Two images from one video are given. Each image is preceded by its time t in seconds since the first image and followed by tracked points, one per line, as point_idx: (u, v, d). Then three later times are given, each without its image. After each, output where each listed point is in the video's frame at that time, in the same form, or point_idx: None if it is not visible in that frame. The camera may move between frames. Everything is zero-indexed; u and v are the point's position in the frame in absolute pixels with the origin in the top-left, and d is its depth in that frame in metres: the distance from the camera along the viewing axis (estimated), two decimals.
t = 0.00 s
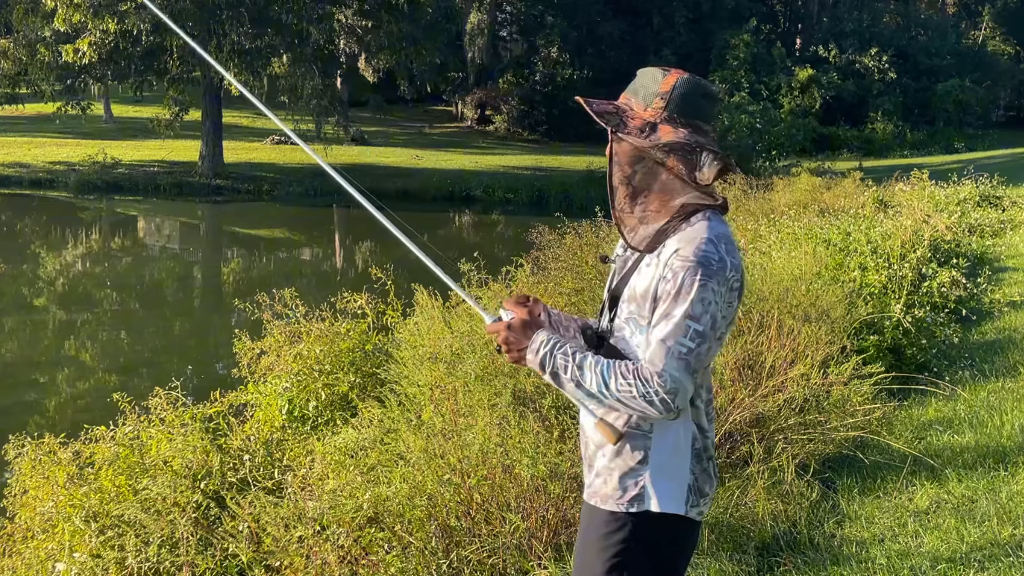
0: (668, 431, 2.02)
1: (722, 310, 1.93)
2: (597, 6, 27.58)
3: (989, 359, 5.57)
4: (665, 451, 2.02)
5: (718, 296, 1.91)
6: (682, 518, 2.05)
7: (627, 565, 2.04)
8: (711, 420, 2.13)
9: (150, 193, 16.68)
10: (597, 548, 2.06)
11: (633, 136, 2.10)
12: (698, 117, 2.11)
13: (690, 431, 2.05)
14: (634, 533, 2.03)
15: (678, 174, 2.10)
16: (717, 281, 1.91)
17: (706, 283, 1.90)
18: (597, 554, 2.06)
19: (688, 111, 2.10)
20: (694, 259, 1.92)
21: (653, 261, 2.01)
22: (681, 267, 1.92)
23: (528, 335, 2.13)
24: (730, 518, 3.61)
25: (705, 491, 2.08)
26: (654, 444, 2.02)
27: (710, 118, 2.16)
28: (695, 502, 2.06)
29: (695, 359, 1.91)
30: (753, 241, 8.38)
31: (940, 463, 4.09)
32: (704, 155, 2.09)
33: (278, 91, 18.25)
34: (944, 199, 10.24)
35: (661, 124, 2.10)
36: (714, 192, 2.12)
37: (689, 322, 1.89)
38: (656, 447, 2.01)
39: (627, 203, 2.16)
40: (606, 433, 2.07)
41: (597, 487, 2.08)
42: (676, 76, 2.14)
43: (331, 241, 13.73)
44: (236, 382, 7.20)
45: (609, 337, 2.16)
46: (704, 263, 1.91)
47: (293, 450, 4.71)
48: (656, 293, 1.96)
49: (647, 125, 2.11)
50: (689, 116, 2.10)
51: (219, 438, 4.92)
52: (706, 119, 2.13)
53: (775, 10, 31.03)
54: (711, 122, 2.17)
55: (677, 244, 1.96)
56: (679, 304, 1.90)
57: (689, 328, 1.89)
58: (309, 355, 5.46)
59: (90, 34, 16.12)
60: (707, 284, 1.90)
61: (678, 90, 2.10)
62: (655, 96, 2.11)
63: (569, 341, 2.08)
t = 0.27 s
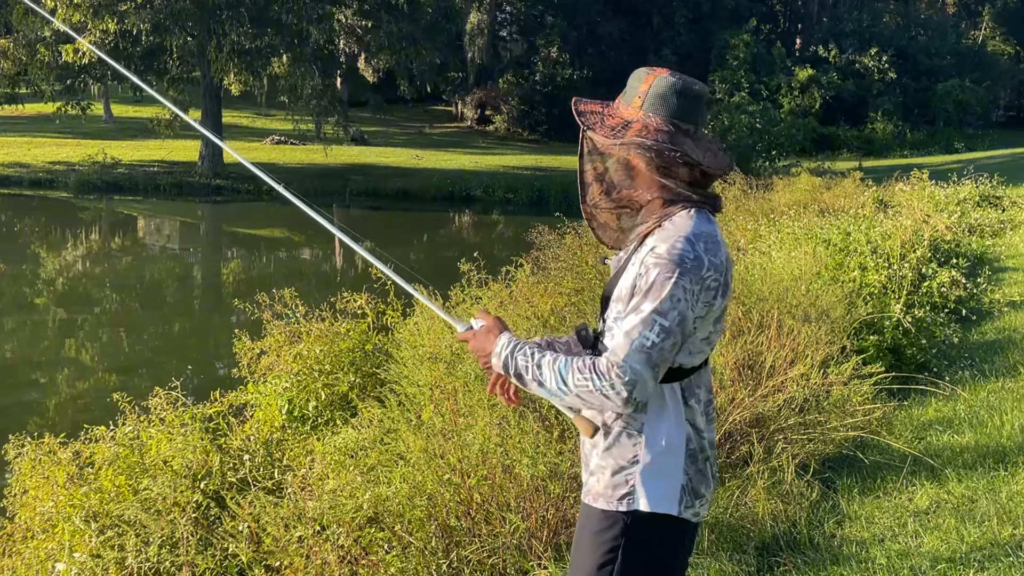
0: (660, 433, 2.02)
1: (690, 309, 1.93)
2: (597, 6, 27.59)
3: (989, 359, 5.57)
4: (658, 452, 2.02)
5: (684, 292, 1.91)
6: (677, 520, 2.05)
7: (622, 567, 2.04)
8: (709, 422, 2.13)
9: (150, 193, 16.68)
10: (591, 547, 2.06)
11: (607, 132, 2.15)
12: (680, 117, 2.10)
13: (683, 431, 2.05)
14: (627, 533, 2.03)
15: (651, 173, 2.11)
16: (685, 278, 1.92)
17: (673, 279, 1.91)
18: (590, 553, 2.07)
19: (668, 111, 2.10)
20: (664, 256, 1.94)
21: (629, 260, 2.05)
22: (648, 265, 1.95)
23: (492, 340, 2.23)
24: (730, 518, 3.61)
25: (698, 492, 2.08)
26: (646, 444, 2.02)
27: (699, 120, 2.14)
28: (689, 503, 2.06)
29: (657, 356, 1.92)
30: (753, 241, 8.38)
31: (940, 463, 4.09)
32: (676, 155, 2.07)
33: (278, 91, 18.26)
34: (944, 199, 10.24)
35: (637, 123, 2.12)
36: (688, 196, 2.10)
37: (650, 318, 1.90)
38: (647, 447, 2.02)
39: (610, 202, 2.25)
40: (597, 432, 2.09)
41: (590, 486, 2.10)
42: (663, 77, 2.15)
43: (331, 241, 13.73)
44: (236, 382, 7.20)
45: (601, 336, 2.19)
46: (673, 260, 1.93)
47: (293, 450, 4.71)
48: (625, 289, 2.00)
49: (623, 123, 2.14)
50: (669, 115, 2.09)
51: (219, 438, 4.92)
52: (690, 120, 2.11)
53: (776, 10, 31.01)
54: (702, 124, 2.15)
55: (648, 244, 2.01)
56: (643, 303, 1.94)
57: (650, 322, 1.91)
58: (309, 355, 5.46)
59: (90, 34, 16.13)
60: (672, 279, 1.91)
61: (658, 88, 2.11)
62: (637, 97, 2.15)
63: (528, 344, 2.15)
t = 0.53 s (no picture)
0: (650, 433, 2.05)
1: (637, 304, 1.97)
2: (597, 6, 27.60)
3: (989, 359, 5.56)
4: (650, 452, 2.05)
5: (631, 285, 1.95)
6: (671, 518, 2.07)
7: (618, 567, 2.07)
8: (706, 422, 2.14)
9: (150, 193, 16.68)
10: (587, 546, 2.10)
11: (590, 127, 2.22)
12: (662, 118, 2.14)
13: (675, 430, 2.07)
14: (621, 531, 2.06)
15: (624, 170, 2.15)
16: (637, 274, 1.96)
17: (621, 273, 1.95)
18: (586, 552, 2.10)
19: (649, 110, 2.14)
20: (616, 252, 1.99)
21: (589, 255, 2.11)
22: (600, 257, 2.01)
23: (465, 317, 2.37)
24: (730, 518, 3.61)
25: (691, 491, 2.09)
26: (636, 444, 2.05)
27: (685, 122, 2.16)
28: (682, 502, 2.07)
29: (600, 346, 1.97)
30: (753, 241, 8.37)
31: (940, 463, 4.09)
32: (650, 154, 2.11)
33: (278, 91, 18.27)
34: (944, 199, 10.23)
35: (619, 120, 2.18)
36: (659, 196, 2.13)
37: (594, 308, 1.96)
38: (636, 446, 2.05)
39: (581, 195, 2.30)
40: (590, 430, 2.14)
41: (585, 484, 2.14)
42: (655, 75, 2.19)
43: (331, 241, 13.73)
44: (236, 382, 7.19)
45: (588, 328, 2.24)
46: (624, 255, 1.98)
47: (293, 450, 4.70)
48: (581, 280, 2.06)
49: (607, 118, 2.21)
50: (650, 115, 2.14)
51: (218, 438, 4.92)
52: (671, 121, 2.14)
53: (776, 10, 31.01)
54: (688, 127, 2.17)
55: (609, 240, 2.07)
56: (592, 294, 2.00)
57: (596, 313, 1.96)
58: (308, 355, 5.46)
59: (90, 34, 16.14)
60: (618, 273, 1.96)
61: (644, 86, 2.15)
62: (623, 94, 2.20)
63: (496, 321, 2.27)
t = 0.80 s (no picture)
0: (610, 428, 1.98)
1: (580, 303, 1.92)
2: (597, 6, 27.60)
3: (989, 359, 5.57)
4: (609, 448, 1.97)
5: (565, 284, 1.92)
6: (630, 520, 1.96)
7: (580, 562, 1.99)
8: (678, 425, 1.98)
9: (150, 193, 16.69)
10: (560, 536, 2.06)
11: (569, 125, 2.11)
12: (642, 118, 2.01)
13: (633, 431, 1.96)
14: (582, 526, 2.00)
15: (597, 171, 2.03)
16: (574, 274, 1.90)
17: (559, 271, 1.92)
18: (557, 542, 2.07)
19: (629, 111, 2.02)
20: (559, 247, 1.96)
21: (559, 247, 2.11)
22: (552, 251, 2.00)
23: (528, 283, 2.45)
24: (730, 517, 3.60)
25: (655, 496, 1.95)
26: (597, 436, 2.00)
27: (669, 123, 2.03)
28: (641, 504, 1.95)
29: (549, 341, 1.98)
30: (753, 241, 8.39)
31: (940, 463, 4.09)
32: (624, 155, 1.98)
33: (278, 91, 18.27)
34: (944, 199, 10.23)
35: (597, 119, 2.07)
36: (630, 200, 1.99)
37: (539, 305, 1.97)
38: (598, 442, 1.99)
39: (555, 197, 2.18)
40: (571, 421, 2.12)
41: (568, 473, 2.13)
42: (641, 75, 2.07)
43: (331, 241, 13.73)
44: (236, 382, 7.20)
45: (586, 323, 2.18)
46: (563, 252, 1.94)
47: (294, 449, 4.70)
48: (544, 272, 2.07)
49: (587, 117, 2.10)
50: (631, 114, 2.02)
51: (219, 438, 4.91)
52: (653, 122, 2.01)
53: (776, 10, 30.99)
54: (670, 127, 2.03)
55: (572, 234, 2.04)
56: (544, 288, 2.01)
57: (541, 311, 1.97)
58: (308, 354, 5.46)
59: (90, 34, 16.15)
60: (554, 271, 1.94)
61: (625, 85, 2.03)
62: (606, 93, 2.09)
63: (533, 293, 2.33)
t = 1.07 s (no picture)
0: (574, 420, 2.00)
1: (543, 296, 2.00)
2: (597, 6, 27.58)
3: (989, 359, 5.56)
4: (574, 440, 1.99)
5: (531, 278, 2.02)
6: (588, 512, 1.95)
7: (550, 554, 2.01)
8: (642, 422, 1.93)
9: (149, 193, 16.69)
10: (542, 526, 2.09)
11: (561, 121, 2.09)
12: (627, 119, 1.96)
13: (593, 423, 1.95)
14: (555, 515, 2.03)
15: (581, 172, 2.02)
16: (537, 269, 1.98)
17: (528, 266, 2.01)
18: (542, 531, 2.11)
19: (614, 112, 1.97)
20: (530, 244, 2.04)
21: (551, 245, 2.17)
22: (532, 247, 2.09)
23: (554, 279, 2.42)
24: (730, 518, 3.61)
25: (610, 491, 1.92)
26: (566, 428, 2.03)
27: (656, 124, 1.96)
28: (596, 498, 1.93)
29: (522, 334, 2.06)
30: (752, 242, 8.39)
31: (940, 463, 4.09)
32: (604, 158, 1.96)
33: (278, 91, 18.27)
34: (944, 199, 10.23)
35: (587, 118, 2.03)
36: (612, 202, 1.96)
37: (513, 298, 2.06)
38: (567, 432, 2.02)
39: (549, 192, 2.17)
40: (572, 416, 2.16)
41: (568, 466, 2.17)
42: (633, 73, 2.00)
43: (331, 241, 13.73)
44: (236, 382, 7.20)
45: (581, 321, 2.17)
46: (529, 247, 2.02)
47: (294, 449, 4.70)
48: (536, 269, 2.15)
49: (578, 115, 2.06)
50: (616, 116, 1.97)
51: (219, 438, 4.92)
52: (637, 123, 1.95)
53: (776, 10, 30.97)
54: (660, 128, 1.97)
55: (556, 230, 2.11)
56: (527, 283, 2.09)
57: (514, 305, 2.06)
58: (309, 355, 5.46)
59: (90, 34, 16.15)
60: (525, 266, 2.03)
61: (611, 85, 1.99)
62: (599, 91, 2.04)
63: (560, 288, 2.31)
